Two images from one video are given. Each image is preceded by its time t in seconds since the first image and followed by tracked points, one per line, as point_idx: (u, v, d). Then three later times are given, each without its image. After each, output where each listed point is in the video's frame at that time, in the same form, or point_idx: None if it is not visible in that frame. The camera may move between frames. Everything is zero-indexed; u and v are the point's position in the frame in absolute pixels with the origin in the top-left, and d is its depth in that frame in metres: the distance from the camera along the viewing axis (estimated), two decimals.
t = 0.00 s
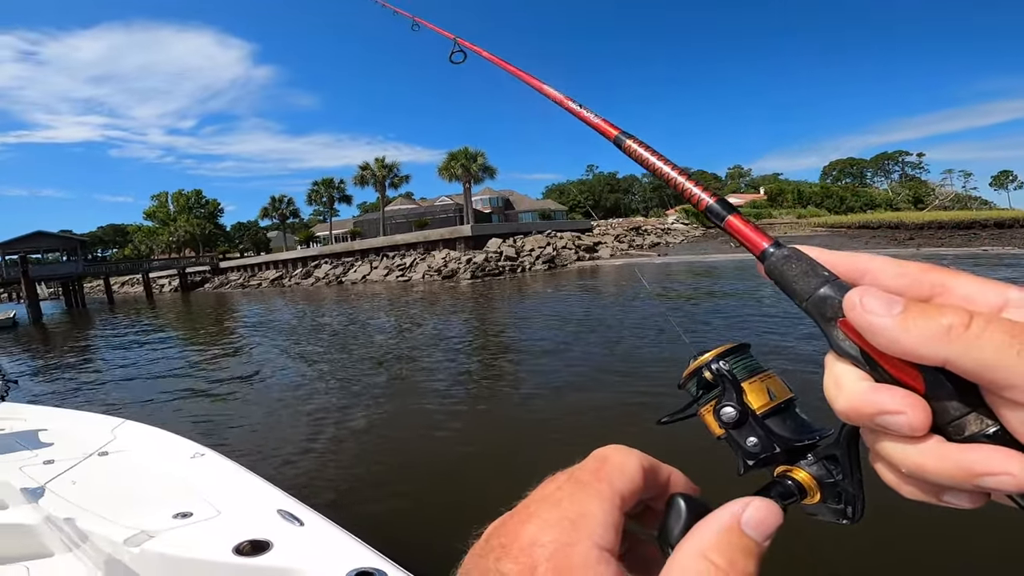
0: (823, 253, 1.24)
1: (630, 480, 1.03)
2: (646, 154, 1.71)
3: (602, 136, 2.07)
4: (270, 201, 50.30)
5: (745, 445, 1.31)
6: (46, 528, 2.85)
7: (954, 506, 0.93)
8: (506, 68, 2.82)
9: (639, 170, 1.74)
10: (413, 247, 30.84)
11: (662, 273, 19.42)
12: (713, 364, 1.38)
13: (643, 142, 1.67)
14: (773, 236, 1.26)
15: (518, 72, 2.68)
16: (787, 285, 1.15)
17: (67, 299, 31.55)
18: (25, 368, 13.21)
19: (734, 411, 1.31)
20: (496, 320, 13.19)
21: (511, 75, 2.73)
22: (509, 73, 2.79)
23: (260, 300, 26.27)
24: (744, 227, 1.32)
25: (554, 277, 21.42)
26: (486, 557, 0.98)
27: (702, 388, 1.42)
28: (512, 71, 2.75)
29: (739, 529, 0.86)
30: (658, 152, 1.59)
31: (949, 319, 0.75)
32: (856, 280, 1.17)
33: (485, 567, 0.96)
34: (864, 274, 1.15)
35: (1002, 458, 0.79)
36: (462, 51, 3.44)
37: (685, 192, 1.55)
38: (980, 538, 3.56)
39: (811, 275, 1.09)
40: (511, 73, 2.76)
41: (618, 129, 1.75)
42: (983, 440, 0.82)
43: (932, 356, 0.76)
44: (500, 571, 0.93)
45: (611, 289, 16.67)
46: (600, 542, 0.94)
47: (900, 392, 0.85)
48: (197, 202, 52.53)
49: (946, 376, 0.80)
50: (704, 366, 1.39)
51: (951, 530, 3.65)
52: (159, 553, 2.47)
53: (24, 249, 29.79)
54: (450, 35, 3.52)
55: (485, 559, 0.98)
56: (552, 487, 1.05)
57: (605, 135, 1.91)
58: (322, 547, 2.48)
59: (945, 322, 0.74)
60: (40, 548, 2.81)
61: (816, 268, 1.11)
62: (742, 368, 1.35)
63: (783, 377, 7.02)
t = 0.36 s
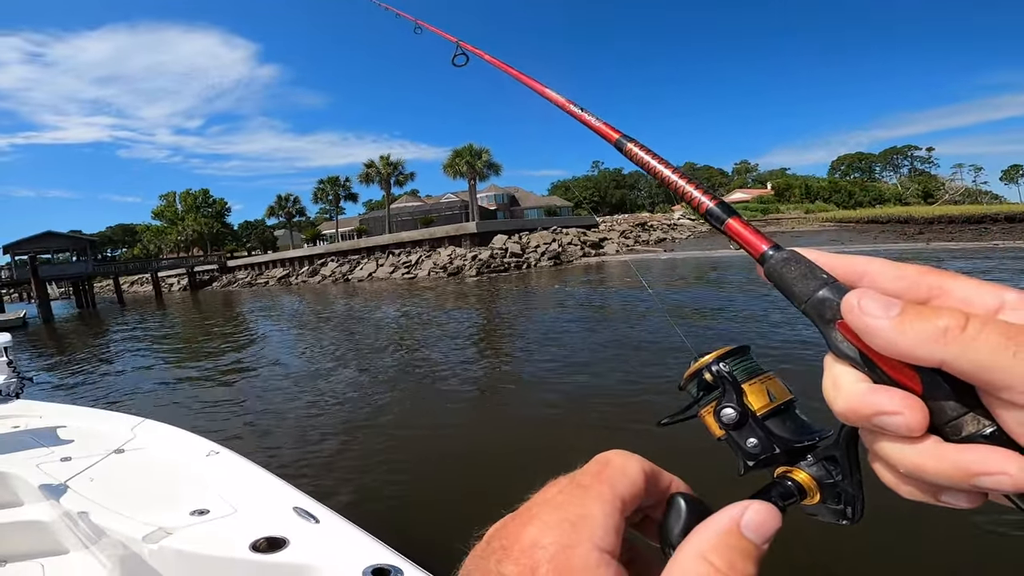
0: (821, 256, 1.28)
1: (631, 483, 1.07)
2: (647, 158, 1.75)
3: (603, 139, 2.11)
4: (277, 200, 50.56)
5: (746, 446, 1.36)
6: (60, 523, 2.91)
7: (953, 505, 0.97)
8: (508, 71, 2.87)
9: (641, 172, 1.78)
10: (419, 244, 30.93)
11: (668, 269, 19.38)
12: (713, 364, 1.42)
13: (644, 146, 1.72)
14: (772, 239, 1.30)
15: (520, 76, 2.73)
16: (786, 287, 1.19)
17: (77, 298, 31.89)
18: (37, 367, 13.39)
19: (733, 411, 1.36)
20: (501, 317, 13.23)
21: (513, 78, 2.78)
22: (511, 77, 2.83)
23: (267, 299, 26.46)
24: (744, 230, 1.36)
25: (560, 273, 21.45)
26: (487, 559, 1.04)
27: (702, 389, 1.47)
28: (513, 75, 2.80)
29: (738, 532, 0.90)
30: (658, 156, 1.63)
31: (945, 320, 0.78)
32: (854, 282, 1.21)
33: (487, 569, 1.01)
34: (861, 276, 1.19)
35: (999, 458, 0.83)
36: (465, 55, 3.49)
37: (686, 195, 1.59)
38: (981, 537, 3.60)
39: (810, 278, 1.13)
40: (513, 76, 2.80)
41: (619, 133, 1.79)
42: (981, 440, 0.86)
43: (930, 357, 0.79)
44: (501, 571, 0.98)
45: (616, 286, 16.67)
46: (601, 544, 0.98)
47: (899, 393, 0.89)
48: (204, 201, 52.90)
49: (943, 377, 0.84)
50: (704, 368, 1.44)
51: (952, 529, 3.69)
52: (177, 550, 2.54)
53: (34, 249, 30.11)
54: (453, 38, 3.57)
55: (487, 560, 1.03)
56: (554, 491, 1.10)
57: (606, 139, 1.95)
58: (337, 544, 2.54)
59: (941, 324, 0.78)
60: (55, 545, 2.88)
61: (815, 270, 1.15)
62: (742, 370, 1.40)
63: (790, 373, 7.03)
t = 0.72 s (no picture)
0: (820, 260, 1.24)
1: (637, 487, 1.04)
2: (646, 162, 1.73)
3: (604, 144, 2.09)
4: (283, 201, 50.77)
5: (745, 449, 1.32)
6: (60, 522, 2.97)
7: (952, 509, 0.93)
8: (509, 75, 2.85)
9: (641, 178, 1.75)
10: (423, 247, 30.95)
11: (672, 276, 19.30)
12: (714, 369, 1.38)
13: (644, 150, 1.70)
14: (772, 244, 1.27)
15: (521, 80, 2.70)
16: (784, 292, 1.16)
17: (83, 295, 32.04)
18: (41, 363, 13.42)
19: (735, 415, 1.33)
20: (504, 321, 13.18)
21: (514, 82, 2.75)
22: (511, 81, 2.80)
23: (272, 299, 26.51)
24: (743, 235, 1.32)
25: (563, 279, 21.43)
26: (490, 559, 1.01)
27: (703, 394, 1.43)
28: (514, 79, 2.76)
29: (742, 535, 0.87)
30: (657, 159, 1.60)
31: (943, 326, 0.76)
32: (853, 287, 1.17)
33: (490, 568, 0.98)
34: (861, 281, 1.15)
35: (997, 463, 0.79)
36: (467, 59, 3.48)
37: (684, 198, 1.56)
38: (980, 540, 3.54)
39: (810, 283, 1.10)
40: (513, 80, 2.77)
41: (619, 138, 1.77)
42: (981, 445, 0.82)
43: (929, 363, 0.76)
44: (504, 572, 0.95)
45: (621, 292, 16.60)
46: (606, 546, 0.95)
47: (897, 397, 0.85)
48: (211, 201, 53.19)
49: (943, 382, 0.80)
50: (706, 372, 1.39)
51: (950, 532, 3.63)
52: (174, 547, 2.51)
53: (41, 246, 30.30)
54: (454, 43, 3.56)
55: (491, 560, 1.01)
56: (561, 492, 1.07)
57: (606, 144, 1.93)
58: (332, 542, 2.51)
59: (940, 329, 0.75)
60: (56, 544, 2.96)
61: (814, 275, 1.11)
62: (742, 375, 1.36)
63: (794, 381, 6.95)
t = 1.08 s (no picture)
0: (825, 276, 1.25)
1: (642, 492, 1.04)
2: (650, 175, 1.73)
3: (607, 157, 2.09)
4: (288, 203, 51.03)
5: (750, 463, 1.32)
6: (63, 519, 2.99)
7: (956, 523, 0.93)
8: (511, 86, 2.86)
9: (645, 192, 1.76)
10: (427, 250, 31.02)
11: (676, 281, 19.28)
12: (718, 385, 1.37)
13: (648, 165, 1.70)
14: (776, 260, 1.27)
15: (524, 91, 2.71)
16: (789, 308, 1.16)
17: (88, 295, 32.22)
18: (45, 362, 13.49)
19: (739, 430, 1.32)
20: (507, 325, 13.19)
21: (516, 93, 2.76)
22: (513, 91, 2.81)
23: (276, 301, 26.59)
24: (748, 251, 1.33)
25: (566, 283, 21.44)
26: (495, 563, 1.01)
27: (707, 408, 1.43)
28: (516, 90, 2.78)
29: (746, 541, 0.87)
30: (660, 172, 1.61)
31: (949, 344, 0.76)
32: (857, 304, 1.17)
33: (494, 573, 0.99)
34: (867, 298, 1.15)
35: (1002, 478, 0.80)
36: (468, 69, 3.50)
37: (687, 212, 1.56)
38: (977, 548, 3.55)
39: (815, 300, 1.10)
40: (516, 91, 2.79)
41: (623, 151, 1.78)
42: (986, 460, 0.82)
43: (934, 380, 0.77)
44: None
45: (623, 297, 16.58)
46: (610, 550, 0.95)
47: (902, 414, 0.86)
48: (217, 203, 53.47)
49: (950, 399, 0.81)
50: (710, 388, 1.39)
51: (945, 539, 3.64)
52: (176, 548, 2.52)
53: (48, 246, 30.52)
54: (456, 53, 3.58)
55: (494, 564, 1.01)
56: (565, 499, 1.07)
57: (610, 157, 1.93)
58: (335, 542, 2.52)
59: (945, 349, 0.76)
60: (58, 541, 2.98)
61: (819, 292, 1.12)
62: (746, 389, 1.35)
63: (797, 387, 6.92)
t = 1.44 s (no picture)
0: (822, 279, 1.28)
1: (642, 493, 1.08)
2: (649, 178, 1.77)
3: (606, 158, 2.13)
4: (286, 202, 51.01)
5: (748, 464, 1.37)
6: (68, 517, 3.05)
7: (954, 522, 0.97)
8: (509, 87, 2.89)
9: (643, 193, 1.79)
10: (425, 247, 31.05)
11: (675, 275, 19.31)
12: (716, 386, 1.42)
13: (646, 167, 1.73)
14: (773, 262, 1.31)
15: (522, 93, 2.73)
16: (787, 311, 1.20)
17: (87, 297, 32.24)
18: (46, 363, 13.53)
19: (737, 431, 1.36)
20: (507, 322, 13.21)
21: (514, 94, 2.79)
22: (511, 93, 2.84)
23: (275, 300, 26.63)
24: (746, 252, 1.36)
25: (566, 278, 21.47)
26: (497, 562, 1.04)
27: (705, 409, 1.47)
28: (514, 91, 2.80)
29: (745, 543, 0.92)
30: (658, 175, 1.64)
31: (946, 346, 0.80)
32: (855, 306, 1.21)
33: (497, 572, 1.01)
34: (863, 300, 1.19)
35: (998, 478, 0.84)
36: (467, 70, 3.52)
37: (686, 215, 1.60)
38: (970, 545, 3.62)
39: (812, 301, 1.14)
40: (514, 92, 2.81)
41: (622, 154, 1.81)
42: (982, 460, 0.87)
43: (930, 382, 0.81)
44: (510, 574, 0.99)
45: (623, 292, 16.61)
46: (612, 548, 0.99)
47: (899, 416, 0.90)
48: (215, 203, 53.44)
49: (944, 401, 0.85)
50: (707, 389, 1.43)
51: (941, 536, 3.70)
52: (188, 547, 2.56)
53: (46, 248, 30.52)
54: (454, 54, 3.60)
55: (496, 562, 1.04)
56: (566, 498, 1.11)
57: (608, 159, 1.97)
58: (345, 541, 2.57)
59: (941, 351, 0.80)
60: (63, 539, 3.06)
61: (816, 294, 1.15)
62: (745, 390, 1.40)
63: (798, 380, 6.95)
